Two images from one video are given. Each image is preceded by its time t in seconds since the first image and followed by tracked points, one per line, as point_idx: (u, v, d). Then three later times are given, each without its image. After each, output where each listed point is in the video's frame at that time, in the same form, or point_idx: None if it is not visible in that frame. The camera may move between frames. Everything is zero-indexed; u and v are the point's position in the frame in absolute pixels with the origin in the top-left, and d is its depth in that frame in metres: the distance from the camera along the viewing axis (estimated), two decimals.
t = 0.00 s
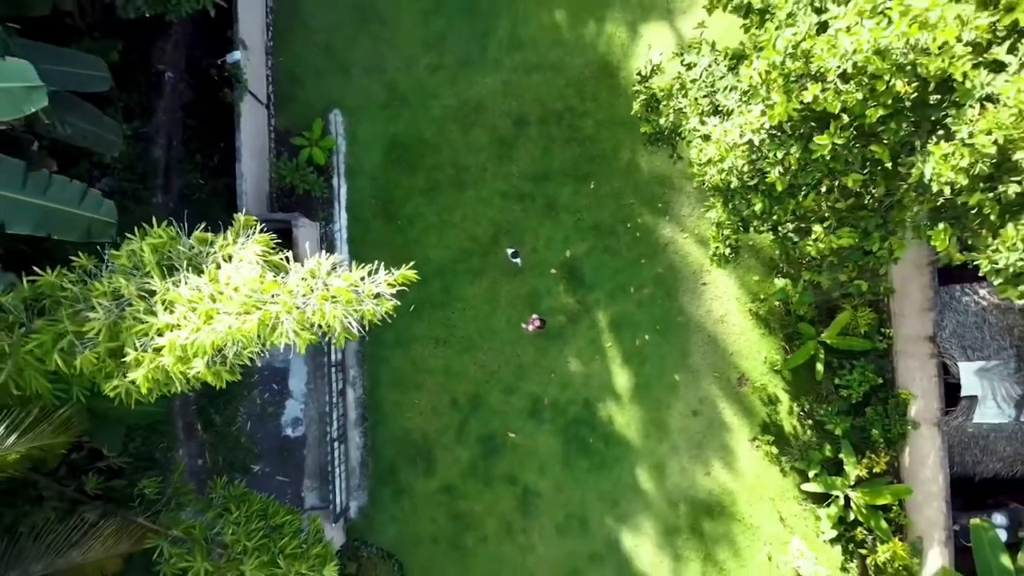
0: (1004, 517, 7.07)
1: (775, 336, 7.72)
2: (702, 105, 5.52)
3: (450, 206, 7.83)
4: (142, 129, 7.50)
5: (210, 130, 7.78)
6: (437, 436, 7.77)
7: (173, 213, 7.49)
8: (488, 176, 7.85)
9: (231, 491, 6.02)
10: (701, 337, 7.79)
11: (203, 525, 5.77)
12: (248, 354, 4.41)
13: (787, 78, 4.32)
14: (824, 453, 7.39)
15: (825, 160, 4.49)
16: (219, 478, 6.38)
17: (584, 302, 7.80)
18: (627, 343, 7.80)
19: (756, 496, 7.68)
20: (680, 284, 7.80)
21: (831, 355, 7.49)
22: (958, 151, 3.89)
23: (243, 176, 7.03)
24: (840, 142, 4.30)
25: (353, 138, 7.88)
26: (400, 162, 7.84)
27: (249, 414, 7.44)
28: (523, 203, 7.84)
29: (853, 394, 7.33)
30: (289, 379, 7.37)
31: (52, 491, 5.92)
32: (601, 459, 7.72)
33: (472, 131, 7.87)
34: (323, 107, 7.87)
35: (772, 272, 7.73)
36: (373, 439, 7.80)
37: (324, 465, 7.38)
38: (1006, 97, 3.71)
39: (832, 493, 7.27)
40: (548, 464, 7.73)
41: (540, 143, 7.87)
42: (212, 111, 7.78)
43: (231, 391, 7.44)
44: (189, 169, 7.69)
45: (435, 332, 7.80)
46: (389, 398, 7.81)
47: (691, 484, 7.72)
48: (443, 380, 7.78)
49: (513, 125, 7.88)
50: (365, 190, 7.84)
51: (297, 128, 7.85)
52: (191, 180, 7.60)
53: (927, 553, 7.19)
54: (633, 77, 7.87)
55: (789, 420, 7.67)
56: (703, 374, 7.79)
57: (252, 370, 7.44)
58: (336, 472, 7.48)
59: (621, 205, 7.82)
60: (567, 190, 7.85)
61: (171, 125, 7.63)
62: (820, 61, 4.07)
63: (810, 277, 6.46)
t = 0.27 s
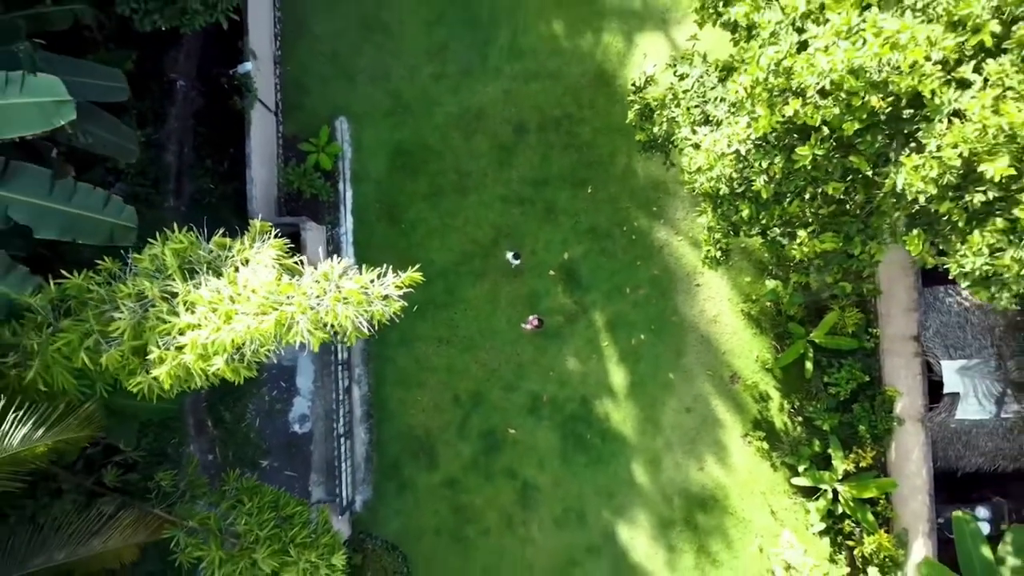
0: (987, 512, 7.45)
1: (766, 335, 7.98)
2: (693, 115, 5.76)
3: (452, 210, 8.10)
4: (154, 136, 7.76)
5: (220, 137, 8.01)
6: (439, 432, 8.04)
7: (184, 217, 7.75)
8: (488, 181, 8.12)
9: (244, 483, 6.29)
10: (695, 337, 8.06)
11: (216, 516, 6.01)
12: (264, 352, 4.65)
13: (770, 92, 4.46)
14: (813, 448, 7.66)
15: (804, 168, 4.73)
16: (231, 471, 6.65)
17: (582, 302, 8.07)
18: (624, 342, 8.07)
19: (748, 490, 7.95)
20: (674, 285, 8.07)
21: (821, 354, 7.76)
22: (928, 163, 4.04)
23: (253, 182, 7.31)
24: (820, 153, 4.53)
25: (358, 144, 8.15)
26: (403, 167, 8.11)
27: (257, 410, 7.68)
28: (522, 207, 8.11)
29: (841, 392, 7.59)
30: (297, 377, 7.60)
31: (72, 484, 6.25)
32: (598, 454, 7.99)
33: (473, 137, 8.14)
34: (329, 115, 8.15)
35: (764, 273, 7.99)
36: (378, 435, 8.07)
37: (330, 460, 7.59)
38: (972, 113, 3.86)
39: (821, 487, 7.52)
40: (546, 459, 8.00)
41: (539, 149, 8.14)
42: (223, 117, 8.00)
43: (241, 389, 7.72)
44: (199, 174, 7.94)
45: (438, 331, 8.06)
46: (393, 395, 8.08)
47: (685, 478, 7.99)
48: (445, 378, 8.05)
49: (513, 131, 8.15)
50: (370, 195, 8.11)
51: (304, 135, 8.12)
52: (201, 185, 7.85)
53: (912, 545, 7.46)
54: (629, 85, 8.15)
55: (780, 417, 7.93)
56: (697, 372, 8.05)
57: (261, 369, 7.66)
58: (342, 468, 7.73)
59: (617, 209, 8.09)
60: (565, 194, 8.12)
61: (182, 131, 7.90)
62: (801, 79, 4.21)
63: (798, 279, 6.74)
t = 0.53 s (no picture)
0: (966, 503, 7.72)
1: (755, 334, 8.33)
2: (683, 126, 6.09)
3: (454, 214, 8.45)
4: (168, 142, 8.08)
5: (232, 144, 8.32)
6: (442, 427, 8.39)
7: (197, 221, 8.05)
8: (488, 186, 8.47)
9: (258, 474, 6.64)
10: (687, 336, 8.40)
11: (233, 504, 6.39)
12: (282, 349, 4.98)
13: (751, 109, 4.77)
14: (800, 442, 8.01)
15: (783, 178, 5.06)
16: (245, 464, 7.00)
17: (578, 302, 8.42)
18: (619, 341, 8.41)
19: (737, 483, 8.30)
20: (667, 286, 8.42)
21: (807, 352, 8.11)
22: (895, 175, 4.36)
23: (265, 188, 7.67)
24: (798, 165, 4.86)
25: (364, 151, 8.50)
26: (407, 173, 8.46)
27: (268, 406, 7.94)
28: (521, 211, 8.46)
29: (827, 388, 7.94)
30: (306, 374, 7.92)
31: (93, 474, 6.58)
32: (594, 448, 8.35)
33: (475, 144, 8.49)
34: (336, 123, 8.49)
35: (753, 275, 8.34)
36: (383, 430, 8.42)
37: (338, 453, 7.94)
38: (935, 130, 4.19)
39: (807, 479, 7.87)
40: (545, 453, 8.35)
41: (538, 156, 8.49)
42: (235, 124, 8.31)
43: (252, 385, 7.86)
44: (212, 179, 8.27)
45: (441, 330, 8.41)
46: (397, 392, 8.43)
47: (678, 471, 8.34)
48: (448, 375, 8.40)
49: (512, 139, 8.50)
50: (375, 199, 8.45)
51: (312, 142, 8.47)
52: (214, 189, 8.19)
53: (893, 534, 7.77)
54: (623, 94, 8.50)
55: (768, 412, 8.28)
56: (689, 370, 8.40)
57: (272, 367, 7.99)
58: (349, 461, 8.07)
59: (612, 213, 8.44)
60: (563, 199, 8.46)
61: (195, 139, 8.18)
62: (779, 96, 4.51)
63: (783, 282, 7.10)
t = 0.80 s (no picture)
0: (949, 496, 8.00)
1: (746, 333, 8.64)
2: (676, 135, 6.39)
3: (456, 218, 8.75)
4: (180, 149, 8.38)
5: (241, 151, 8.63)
6: (444, 423, 8.69)
7: (208, 224, 8.33)
8: (489, 191, 8.78)
9: (269, 467, 6.94)
10: (681, 336, 8.71)
11: (245, 496, 6.70)
12: (297, 348, 5.30)
13: (736, 122, 5.07)
14: (789, 438, 8.31)
15: (766, 188, 5.36)
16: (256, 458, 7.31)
17: (576, 303, 8.72)
18: (615, 340, 8.72)
19: (729, 478, 8.61)
20: (662, 288, 8.73)
21: (796, 351, 8.42)
22: (868, 185, 4.66)
23: (275, 193, 7.99)
24: (780, 174, 5.16)
25: (369, 157, 8.80)
26: (411, 178, 8.77)
27: (276, 403, 8.26)
28: (521, 215, 8.77)
29: (814, 385, 8.26)
30: (313, 372, 8.21)
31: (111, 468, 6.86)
32: (591, 444, 8.65)
33: (476, 151, 8.80)
34: (342, 130, 8.80)
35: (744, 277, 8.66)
36: (388, 426, 8.72)
37: (344, 449, 8.22)
38: (906, 144, 4.49)
39: (796, 474, 8.18)
40: (543, 449, 8.65)
41: (537, 162, 8.80)
42: (244, 132, 8.61)
43: (261, 383, 8.23)
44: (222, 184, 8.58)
45: (443, 330, 8.72)
46: (401, 390, 8.73)
47: (672, 466, 8.65)
48: (450, 373, 8.71)
49: (512, 145, 8.80)
50: (380, 204, 8.76)
51: (319, 148, 8.78)
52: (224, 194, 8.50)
53: (878, 527, 8.06)
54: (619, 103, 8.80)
55: (759, 409, 8.59)
56: (683, 368, 8.71)
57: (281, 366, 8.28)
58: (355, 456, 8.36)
59: (609, 217, 8.75)
60: (561, 204, 8.77)
61: (206, 145, 8.42)
62: (760, 110, 4.82)
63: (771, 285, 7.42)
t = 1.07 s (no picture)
0: (931, 490, 8.38)
1: (736, 333, 9.00)
2: (667, 145, 6.70)
3: (458, 222, 9.12)
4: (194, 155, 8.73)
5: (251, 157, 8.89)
6: (447, 419, 9.06)
7: (221, 229, 8.46)
8: (490, 196, 9.15)
9: (282, 459, 7.31)
10: (674, 335, 9.08)
11: (259, 487, 7.07)
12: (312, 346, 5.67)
13: (721, 135, 5.39)
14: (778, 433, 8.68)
15: (750, 197, 5.67)
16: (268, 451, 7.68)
17: (573, 304, 9.09)
18: (611, 339, 9.09)
19: (720, 472, 8.97)
20: (656, 289, 9.09)
21: (784, 350, 8.79)
22: (841, 196, 5.02)
23: (285, 199, 8.37)
24: (762, 184, 5.45)
25: (375, 164, 9.17)
26: (415, 184, 9.14)
27: (286, 400, 8.54)
28: (520, 219, 9.14)
29: (800, 382, 8.64)
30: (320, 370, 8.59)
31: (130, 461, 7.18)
32: (588, 439, 9.02)
33: (477, 158, 9.16)
34: (349, 137, 9.17)
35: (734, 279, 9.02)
36: (393, 422, 9.09)
37: (351, 443, 8.65)
38: (876, 157, 4.87)
39: (784, 468, 8.55)
40: (542, 443, 9.02)
41: (536, 168, 9.16)
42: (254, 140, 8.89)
43: (272, 380, 8.50)
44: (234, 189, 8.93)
45: (446, 330, 9.09)
46: (405, 388, 9.10)
47: (665, 460, 9.02)
48: (452, 371, 9.07)
49: (512, 152, 9.17)
50: (385, 209, 9.13)
51: (327, 155, 9.15)
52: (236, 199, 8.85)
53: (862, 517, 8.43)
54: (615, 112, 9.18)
55: (748, 406, 8.95)
56: (676, 367, 9.08)
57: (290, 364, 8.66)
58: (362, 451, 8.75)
59: (605, 222, 9.12)
60: (559, 208, 9.14)
61: (218, 153, 8.60)
62: (742, 126, 5.20)
63: (756, 287, 7.81)
